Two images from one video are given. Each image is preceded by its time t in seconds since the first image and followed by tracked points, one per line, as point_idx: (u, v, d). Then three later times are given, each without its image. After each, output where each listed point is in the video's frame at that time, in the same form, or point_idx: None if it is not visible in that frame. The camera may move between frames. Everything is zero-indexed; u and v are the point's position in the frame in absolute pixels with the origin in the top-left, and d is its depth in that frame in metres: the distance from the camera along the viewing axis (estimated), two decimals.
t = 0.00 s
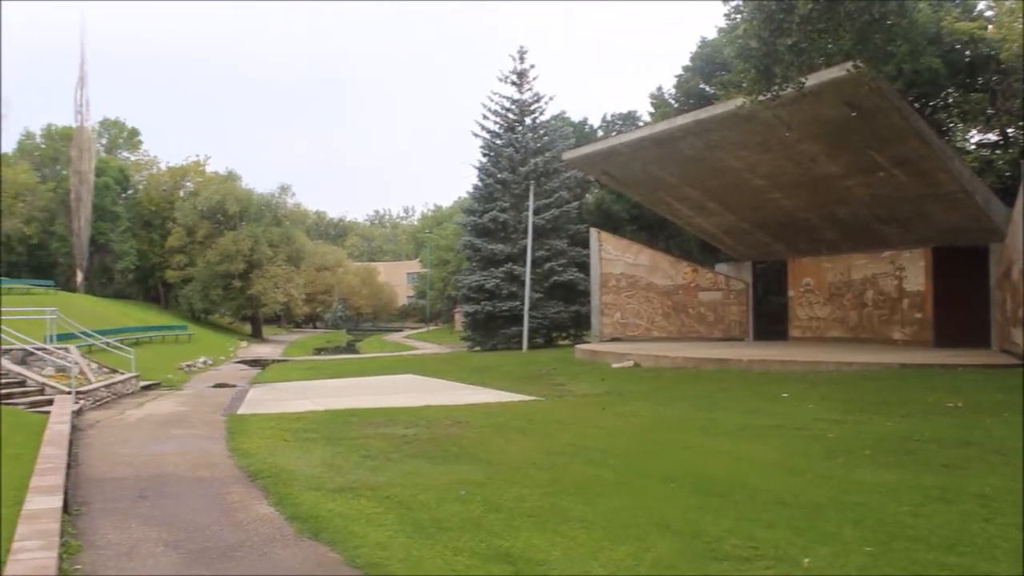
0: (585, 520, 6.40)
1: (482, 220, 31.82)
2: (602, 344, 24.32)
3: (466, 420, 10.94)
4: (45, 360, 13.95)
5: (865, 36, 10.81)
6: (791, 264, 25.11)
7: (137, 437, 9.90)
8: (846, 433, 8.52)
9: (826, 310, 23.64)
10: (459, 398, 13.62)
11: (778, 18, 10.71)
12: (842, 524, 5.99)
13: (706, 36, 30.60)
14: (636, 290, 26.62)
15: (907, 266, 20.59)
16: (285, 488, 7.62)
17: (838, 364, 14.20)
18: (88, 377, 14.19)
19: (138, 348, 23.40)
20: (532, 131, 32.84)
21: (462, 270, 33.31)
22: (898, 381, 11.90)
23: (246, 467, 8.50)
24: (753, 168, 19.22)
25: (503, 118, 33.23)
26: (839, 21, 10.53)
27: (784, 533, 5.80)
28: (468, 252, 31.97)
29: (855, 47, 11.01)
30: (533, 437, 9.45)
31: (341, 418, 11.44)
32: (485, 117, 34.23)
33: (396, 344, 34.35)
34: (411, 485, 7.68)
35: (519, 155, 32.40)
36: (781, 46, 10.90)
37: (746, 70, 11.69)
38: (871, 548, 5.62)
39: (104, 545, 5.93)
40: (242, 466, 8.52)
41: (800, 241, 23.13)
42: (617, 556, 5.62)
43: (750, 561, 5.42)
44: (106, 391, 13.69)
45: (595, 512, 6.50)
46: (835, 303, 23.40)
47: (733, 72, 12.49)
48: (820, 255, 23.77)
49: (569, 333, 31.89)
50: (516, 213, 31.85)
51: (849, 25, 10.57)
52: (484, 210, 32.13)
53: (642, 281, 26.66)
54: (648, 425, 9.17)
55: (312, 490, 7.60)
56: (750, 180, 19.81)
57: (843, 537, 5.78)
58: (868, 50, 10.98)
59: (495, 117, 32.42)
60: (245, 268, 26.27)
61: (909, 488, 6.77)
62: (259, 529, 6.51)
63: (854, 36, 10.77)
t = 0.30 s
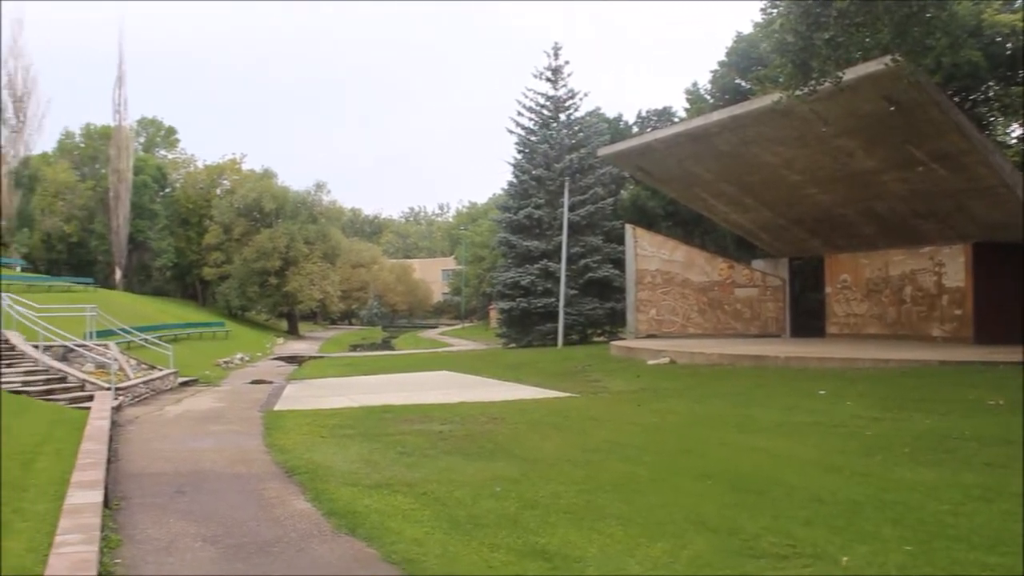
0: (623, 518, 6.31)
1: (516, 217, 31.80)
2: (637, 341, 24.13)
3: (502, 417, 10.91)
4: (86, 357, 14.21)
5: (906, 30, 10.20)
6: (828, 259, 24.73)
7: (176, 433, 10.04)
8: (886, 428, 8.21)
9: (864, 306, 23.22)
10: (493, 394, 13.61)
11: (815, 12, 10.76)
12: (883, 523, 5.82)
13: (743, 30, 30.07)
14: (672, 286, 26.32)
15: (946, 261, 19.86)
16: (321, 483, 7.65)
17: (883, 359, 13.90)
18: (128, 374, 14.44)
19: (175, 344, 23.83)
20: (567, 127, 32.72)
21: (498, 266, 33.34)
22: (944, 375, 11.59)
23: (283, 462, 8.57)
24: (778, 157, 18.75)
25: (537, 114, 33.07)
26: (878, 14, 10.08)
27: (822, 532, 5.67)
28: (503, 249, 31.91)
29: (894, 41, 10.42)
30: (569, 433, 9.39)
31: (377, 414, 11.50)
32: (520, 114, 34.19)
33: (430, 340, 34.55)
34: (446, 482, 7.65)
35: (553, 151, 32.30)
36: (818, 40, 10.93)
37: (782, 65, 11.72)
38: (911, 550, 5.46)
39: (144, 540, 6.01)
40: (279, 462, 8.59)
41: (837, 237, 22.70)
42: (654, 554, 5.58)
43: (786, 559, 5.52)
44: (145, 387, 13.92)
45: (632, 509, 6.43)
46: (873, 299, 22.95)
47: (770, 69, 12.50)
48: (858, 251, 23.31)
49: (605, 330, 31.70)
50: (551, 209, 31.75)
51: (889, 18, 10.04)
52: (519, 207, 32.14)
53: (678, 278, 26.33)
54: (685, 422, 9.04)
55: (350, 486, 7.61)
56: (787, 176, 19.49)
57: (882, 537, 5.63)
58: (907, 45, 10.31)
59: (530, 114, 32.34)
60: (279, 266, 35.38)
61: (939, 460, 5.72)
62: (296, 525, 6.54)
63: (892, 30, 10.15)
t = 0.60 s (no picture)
0: (659, 516, 6.23)
1: (552, 214, 31.74)
2: (674, 338, 23.89)
3: (538, 414, 10.86)
4: (126, 354, 14.49)
5: (949, 23, 9.77)
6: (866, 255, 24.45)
7: (216, 429, 10.16)
8: (923, 430, 7.98)
9: (903, 305, 23.12)
10: (529, 392, 13.58)
11: (854, 8, 10.86)
12: (923, 521, 5.68)
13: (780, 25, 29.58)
14: (709, 284, 26.07)
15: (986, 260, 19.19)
16: (359, 479, 7.69)
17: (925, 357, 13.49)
18: (167, 370, 14.67)
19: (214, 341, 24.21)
20: (603, 125, 32.58)
21: (533, 263, 33.28)
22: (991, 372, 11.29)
23: (320, 459, 8.62)
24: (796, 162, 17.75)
25: (573, 112, 32.99)
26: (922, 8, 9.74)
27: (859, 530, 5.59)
28: (540, 246, 31.90)
29: (933, 36, 10.07)
30: (605, 430, 9.31)
31: (413, 412, 11.55)
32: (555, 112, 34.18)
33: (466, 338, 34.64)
34: (482, 481, 7.58)
35: (589, 148, 32.17)
36: (856, 35, 11.06)
37: (821, 61, 11.89)
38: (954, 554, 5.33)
39: (184, 535, 6.06)
40: (319, 458, 8.63)
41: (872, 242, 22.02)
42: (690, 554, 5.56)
43: (826, 559, 5.38)
44: (183, 383, 14.10)
45: (669, 506, 6.33)
46: (912, 297, 22.60)
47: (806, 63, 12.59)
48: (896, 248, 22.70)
49: (641, 328, 31.48)
50: (587, 206, 31.56)
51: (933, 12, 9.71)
52: (554, 205, 32.00)
53: (715, 275, 26.12)
54: (722, 418, 8.91)
55: (388, 483, 7.63)
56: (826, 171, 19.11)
57: (920, 535, 5.52)
58: (947, 39, 9.86)
59: (565, 111, 32.28)
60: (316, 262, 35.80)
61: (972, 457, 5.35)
62: (335, 521, 6.56)
63: (931, 24, 9.85)
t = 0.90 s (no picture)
0: (695, 513, 6.13)
1: (586, 211, 31.56)
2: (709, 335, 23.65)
3: (572, 412, 10.80)
4: (164, 351, 14.70)
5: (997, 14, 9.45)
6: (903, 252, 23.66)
7: (252, 425, 10.26)
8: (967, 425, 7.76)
9: (941, 301, 22.32)
10: (562, 389, 13.53)
11: (891, 2, 10.07)
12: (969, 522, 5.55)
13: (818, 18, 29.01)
14: (745, 281, 25.96)
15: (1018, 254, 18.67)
16: (393, 476, 7.71)
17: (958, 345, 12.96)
18: (203, 367, 14.85)
19: (251, 338, 24.53)
20: (637, 121, 32.28)
21: (567, 261, 33.16)
22: None
23: (355, 456, 8.65)
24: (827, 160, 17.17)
25: (607, 108, 32.77)
26: None
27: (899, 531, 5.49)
28: (574, 243, 31.75)
29: (973, 29, 9.52)
30: (640, 428, 9.22)
31: (447, 409, 11.57)
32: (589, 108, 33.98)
33: (500, 335, 34.74)
34: (516, 478, 7.52)
35: (624, 145, 31.92)
36: (893, 28, 10.20)
37: (857, 55, 11.14)
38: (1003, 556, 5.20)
39: (221, 530, 6.12)
40: (355, 455, 8.66)
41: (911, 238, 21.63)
42: (727, 551, 5.48)
43: (863, 559, 5.29)
44: (220, 380, 14.27)
45: (706, 503, 6.23)
46: (951, 294, 21.96)
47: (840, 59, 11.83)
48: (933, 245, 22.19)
49: (676, 324, 31.28)
50: (621, 203, 31.31)
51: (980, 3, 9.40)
52: (588, 202, 31.83)
53: (750, 272, 25.96)
54: (760, 415, 8.76)
55: (423, 480, 7.62)
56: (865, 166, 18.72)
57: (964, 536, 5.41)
58: (987, 33, 9.27)
59: (598, 108, 32.03)
60: (353, 260, 36.13)
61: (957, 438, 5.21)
62: (369, 518, 6.58)
63: (971, 18, 9.27)
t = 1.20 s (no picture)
0: (730, 509, 6.02)
1: (620, 206, 31.39)
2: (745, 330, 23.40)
3: (605, 408, 10.74)
4: (200, 347, 14.90)
5: None
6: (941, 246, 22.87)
7: (287, 420, 10.35)
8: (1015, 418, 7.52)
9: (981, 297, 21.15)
10: (596, 385, 13.47)
11: None
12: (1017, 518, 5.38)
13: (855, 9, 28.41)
14: (779, 276, 25.71)
15: None
16: (427, 471, 7.71)
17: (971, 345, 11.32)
18: (239, 363, 15.04)
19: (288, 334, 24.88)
20: (671, 116, 31.89)
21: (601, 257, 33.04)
22: None
23: (390, 451, 8.69)
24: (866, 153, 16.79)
25: (641, 104, 32.47)
26: None
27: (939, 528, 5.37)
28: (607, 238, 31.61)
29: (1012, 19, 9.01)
30: (675, 424, 9.12)
31: (481, 404, 11.61)
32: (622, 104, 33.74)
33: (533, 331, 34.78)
34: (551, 473, 7.45)
35: (658, 140, 31.63)
36: (932, 20, 10.07)
37: (894, 48, 10.82)
38: None
39: (257, 524, 6.17)
40: (389, 451, 8.68)
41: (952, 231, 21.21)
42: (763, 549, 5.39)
43: (902, 556, 5.22)
44: (256, 376, 14.44)
45: (742, 498, 6.12)
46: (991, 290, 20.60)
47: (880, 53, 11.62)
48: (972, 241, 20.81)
49: (710, 320, 31.06)
50: (655, 199, 31.28)
51: None
52: (622, 197, 31.66)
53: (785, 267, 25.69)
54: (798, 410, 8.61)
55: (457, 476, 7.60)
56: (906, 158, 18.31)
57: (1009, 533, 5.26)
58: None
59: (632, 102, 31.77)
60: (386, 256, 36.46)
61: (969, 415, 5.01)
62: (404, 513, 6.58)
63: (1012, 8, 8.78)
